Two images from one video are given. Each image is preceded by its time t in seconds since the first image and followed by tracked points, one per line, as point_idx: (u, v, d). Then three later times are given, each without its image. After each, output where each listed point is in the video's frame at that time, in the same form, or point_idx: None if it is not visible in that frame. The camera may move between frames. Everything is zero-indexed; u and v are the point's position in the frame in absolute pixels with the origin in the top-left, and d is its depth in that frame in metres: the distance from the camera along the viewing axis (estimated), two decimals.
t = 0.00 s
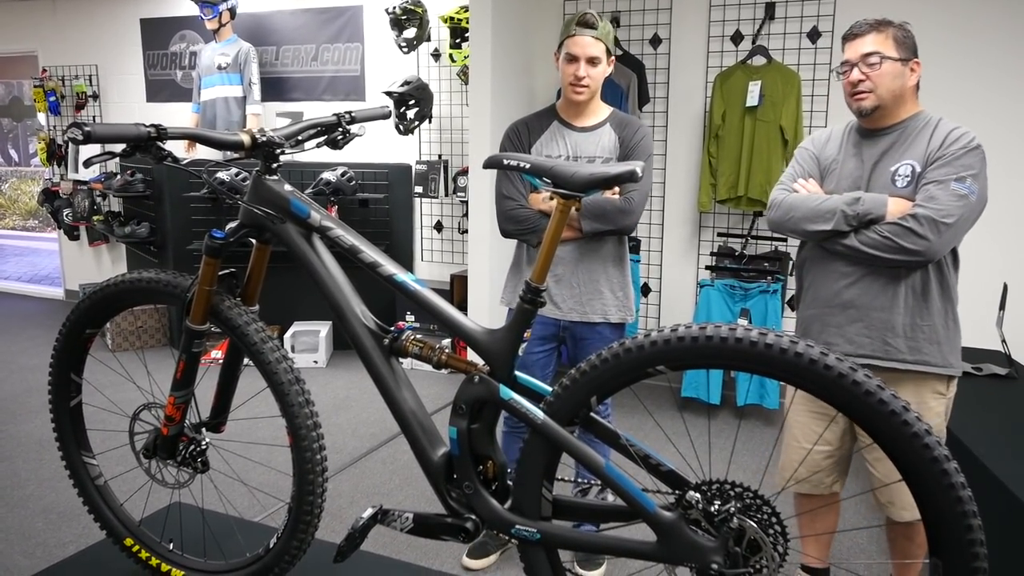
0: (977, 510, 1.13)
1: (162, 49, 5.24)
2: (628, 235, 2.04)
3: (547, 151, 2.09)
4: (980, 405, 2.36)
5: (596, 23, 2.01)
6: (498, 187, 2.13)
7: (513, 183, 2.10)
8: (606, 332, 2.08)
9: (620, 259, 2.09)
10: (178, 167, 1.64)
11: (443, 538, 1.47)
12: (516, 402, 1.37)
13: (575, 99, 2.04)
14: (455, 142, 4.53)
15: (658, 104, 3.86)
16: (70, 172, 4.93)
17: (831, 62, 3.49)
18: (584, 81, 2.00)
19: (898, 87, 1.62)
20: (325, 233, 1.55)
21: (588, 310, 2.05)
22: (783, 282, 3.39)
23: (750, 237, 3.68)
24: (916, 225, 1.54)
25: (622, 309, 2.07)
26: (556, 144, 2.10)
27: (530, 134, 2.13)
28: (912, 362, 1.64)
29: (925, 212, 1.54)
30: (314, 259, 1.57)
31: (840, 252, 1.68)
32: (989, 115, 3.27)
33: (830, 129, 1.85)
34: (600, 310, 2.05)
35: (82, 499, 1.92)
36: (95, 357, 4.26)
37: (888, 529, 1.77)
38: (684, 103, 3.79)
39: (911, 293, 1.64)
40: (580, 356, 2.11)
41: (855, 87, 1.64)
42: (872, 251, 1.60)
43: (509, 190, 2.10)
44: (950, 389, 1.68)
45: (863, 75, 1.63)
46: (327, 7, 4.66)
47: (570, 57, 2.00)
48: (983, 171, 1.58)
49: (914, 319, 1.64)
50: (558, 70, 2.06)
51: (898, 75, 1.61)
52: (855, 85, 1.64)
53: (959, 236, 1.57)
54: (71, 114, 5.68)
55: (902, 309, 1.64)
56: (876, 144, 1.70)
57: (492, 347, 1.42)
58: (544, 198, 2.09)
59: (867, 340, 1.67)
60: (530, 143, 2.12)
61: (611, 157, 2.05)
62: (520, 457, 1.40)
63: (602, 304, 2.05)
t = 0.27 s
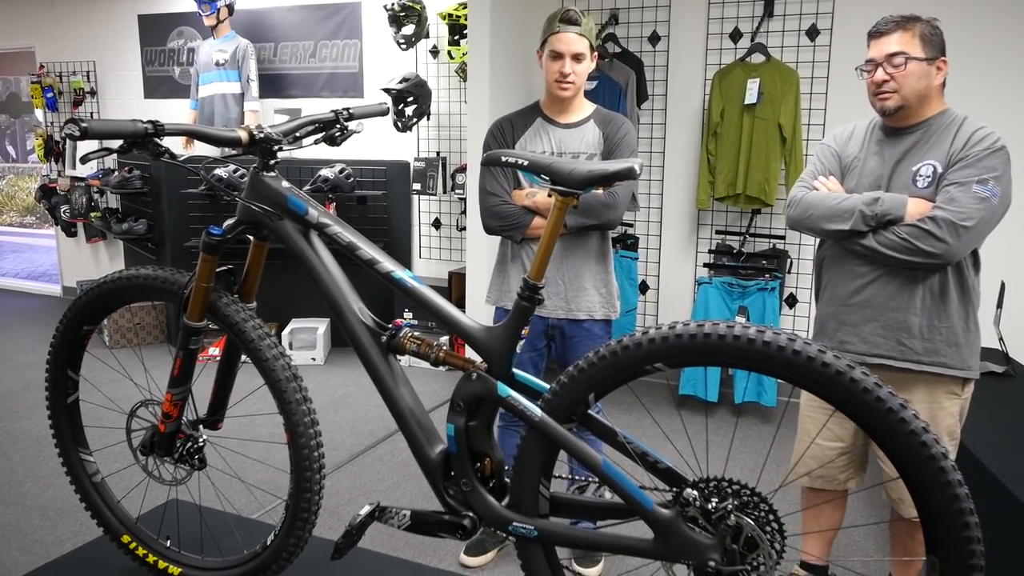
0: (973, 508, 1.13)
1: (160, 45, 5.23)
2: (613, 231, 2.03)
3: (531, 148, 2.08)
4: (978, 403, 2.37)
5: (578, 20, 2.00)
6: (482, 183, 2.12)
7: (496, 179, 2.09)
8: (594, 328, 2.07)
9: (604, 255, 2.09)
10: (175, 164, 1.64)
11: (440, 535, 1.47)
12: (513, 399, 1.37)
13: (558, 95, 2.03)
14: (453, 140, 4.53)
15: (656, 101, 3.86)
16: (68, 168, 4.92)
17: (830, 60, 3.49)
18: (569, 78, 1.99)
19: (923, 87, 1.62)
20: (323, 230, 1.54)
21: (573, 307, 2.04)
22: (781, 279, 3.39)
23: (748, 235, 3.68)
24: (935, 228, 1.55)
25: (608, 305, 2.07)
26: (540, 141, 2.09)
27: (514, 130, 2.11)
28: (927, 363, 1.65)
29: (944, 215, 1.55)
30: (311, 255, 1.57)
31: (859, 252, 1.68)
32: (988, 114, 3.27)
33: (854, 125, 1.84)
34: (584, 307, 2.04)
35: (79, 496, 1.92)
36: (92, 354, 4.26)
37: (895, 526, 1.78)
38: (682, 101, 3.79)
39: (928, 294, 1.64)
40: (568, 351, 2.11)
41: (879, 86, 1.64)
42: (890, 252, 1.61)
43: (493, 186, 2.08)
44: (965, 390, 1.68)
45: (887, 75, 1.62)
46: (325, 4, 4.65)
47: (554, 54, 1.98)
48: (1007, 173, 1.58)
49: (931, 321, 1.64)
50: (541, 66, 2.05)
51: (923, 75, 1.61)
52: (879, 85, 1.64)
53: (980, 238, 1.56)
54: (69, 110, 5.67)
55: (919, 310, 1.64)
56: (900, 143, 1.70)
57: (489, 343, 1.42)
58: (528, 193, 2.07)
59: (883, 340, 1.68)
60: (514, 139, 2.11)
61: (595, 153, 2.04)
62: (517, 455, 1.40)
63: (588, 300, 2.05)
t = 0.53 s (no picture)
0: (972, 506, 1.13)
1: (158, 44, 5.23)
2: (605, 228, 2.02)
3: (520, 147, 2.07)
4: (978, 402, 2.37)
5: (566, 19, 2.00)
6: (473, 183, 2.11)
7: (487, 178, 2.08)
8: (587, 327, 2.07)
9: (595, 252, 2.08)
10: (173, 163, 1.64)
11: (439, 534, 1.47)
12: (511, 397, 1.37)
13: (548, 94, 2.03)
14: (452, 139, 4.52)
15: (655, 100, 3.86)
16: (66, 168, 4.92)
17: (829, 59, 3.49)
18: (559, 77, 1.99)
19: (941, 88, 1.62)
20: (322, 229, 1.54)
21: (566, 306, 2.04)
22: (779, 278, 3.39)
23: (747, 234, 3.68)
24: (938, 231, 1.55)
25: (600, 304, 2.07)
26: (529, 140, 2.08)
27: (503, 130, 2.11)
28: (930, 365, 1.65)
29: (949, 219, 1.55)
30: (310, 254, 1.57)
31: (865, 251, 1.69)
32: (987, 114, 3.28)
33: (878, 120, 1.84)
34: (577, 305, 2.04)
35: (78, 495, 1.92)
36: (91, 353, 4.26)
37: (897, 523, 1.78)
38: (680, 99, 3.79)
39: (932, 296, 1.64)
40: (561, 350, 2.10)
41: (897, 86, 1.65)
42: (894, 253, 1.62)
43: (485, 187, 2.08)
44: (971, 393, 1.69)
45: (905, 76, 1.63)
46: (324, 3, 4.65)
47: (543, 53, 1.98)
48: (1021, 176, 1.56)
49: (936, 323, 1.65)
50: (530, 65, 2.04)
51: (941, 76, 1.60)
52: (897, 85, 1.65)
53: (986, 242, 1.56)
54: (67, 110, 5.66)
55: (922, 311, 1.65)
56: (916, 142, 1.70)
57: (488, 341, 1.42)
58: (519, 191, 2.07)
59: (886, 339, 1.69)
60: (503, 138, 2.10)
61: (585, 151, 2.04)
62: (516, 454, 1.40)
63: (580, 299, 2.05)
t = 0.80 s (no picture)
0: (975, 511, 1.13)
1: (161, 48, 5.25)
2: (606, 230, 2.02)
3: (520, 151, 2.08)
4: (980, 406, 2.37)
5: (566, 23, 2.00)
6: (474, 188, 2.11)
7: (488, 183, 2.08)
8: (589, 330, 2.07)
9: (597, 254, 2.09)
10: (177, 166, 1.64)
11: (441, 537, 1.47)
12: (514, 400, 1.37)
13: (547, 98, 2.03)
14: (455, 142, 4.53)
15: (657, 104, 3.86)
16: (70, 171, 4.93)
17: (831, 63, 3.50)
18: (559, 82, 1.99)
19: (949, 95, 1.62)
20: (324, 232, 1.55)
21: (568, 309, 2.05)
22: (782, 282, 3.39)
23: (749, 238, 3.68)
24: (943, 234, 1.56)
25: (601, 307, 2.07)
26: (529, 144, 2.08)
27: (502, 135, 2.11)
28: (931, 367, 1.66)
29: (955, 222, 1.55)
30: (312, 257, 1.57)
31: (869, 252, 1.70)
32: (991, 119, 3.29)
33: (884, 122, 1.85)
34: (579, 307, 2.05)
35: (81, 498, 1.92)
36: (93, 356, 4.27)
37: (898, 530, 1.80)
38: (682, 103, 3.80)
39: (934, 299, 1.65)
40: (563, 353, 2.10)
41: (906, 91, 1.65)
42: (899, 254, 1.62)
43: (485, 192, 2.08)
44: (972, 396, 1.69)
45: (914, 82, 1.63)
46: (327, 7, 4.66)
47: (542, 57, 1.98)
48: None
49: (938, 326, 1.65)
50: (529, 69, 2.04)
51: (950, 83, 1.61)
52: (906, 90, 1.65)
53: (990, 246, 1.56)
54: (71, 113, 5.68)
55: (924, 314, 1.65)
56: (923, 146, 1.70)
57: (490, 344, 1.43)
58: (521, 196, 2.07)
59: (887, 341, 1.70)
60: (503, 143, 2.10)
61: (585, 154, 2.05)
62: (518, 457, 1.40)
63: (582, 301, 2.05)
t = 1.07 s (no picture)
0: (977, 512, 1.13)
1: (165, 50, 5.26)
2: (609, 231, 2.02)
3: (523, 153, 2.08)
4: (981, 407, 2.37)
5: (570, 25, 2.00)
6: (477, 189, 2.11)
7: (490, 185, 2.09)
8: (591, 331, 2.08)
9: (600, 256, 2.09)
10: (181, 167, 1.65)
11: (443, 537, 1.47)
12: (516, 402, 1.37)
13: (550, 100, 2.03)
14: (457, 143, 4.54)
15: (660, 106, 3.86)
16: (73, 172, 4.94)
17: (834, 64, 3.49)
18: (563, 84, 1.99)
19: (931, 96, 1.64)
20: (327, 233, 1.55)
21: (570, 309, 2.05)
22: (785, 283, 3.39)
23: (752, 239, 3.68)
24: (938, 230, 1.56)
25: (604, 308, 2.07)
26: (532, 145, 2.09)
27: (505, 136, 2.11)
28: (924, 363, 1.67)
29: (949, 218, 1.56)
30: (315, 258, 1.57)
31: (861, 249, 1.70)
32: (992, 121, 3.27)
33: (870, 123, 1.86)
34: (582, 309, 2.05)
35: (84, 498, 1.93)
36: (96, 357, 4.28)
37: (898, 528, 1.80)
38: (684, 105, 3.80)
39: (928, 296, 1.65)
40: (566, 354, 2.10)
41: (889, 90, 1.67)
42: (895, 252, 1.62)
43: (489, 194, 2.08)
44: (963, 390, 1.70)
45: (897, 80, 1.65)
46: (330, 9, 4.68)
47: (547, 59, 1.98)
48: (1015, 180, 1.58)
49: (929, 322, 1.66)
50: (533, 71, 2.04)
51: (932, 84, 1.62)
52: (890, 89, 1.67)
53: (982, 242, 1.58)
54: (74, 115, 5.70)
55: (916, 310, 1.66)
56: (910, 145, 1.71)
57: (492, 345, 1.43)
58: (523, 197, 2.08)
59: (881, 338, 1.70)
60: (506, 144, 2.11)
61: (588, 155, 2.05)
62: (520, 458, 1.40)
63: (585, 303, 2.05)
